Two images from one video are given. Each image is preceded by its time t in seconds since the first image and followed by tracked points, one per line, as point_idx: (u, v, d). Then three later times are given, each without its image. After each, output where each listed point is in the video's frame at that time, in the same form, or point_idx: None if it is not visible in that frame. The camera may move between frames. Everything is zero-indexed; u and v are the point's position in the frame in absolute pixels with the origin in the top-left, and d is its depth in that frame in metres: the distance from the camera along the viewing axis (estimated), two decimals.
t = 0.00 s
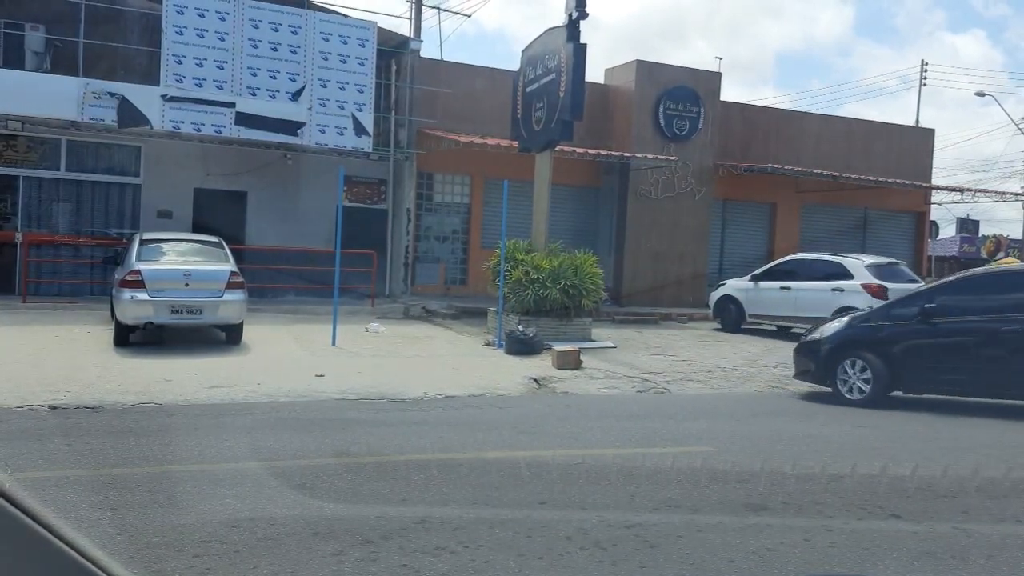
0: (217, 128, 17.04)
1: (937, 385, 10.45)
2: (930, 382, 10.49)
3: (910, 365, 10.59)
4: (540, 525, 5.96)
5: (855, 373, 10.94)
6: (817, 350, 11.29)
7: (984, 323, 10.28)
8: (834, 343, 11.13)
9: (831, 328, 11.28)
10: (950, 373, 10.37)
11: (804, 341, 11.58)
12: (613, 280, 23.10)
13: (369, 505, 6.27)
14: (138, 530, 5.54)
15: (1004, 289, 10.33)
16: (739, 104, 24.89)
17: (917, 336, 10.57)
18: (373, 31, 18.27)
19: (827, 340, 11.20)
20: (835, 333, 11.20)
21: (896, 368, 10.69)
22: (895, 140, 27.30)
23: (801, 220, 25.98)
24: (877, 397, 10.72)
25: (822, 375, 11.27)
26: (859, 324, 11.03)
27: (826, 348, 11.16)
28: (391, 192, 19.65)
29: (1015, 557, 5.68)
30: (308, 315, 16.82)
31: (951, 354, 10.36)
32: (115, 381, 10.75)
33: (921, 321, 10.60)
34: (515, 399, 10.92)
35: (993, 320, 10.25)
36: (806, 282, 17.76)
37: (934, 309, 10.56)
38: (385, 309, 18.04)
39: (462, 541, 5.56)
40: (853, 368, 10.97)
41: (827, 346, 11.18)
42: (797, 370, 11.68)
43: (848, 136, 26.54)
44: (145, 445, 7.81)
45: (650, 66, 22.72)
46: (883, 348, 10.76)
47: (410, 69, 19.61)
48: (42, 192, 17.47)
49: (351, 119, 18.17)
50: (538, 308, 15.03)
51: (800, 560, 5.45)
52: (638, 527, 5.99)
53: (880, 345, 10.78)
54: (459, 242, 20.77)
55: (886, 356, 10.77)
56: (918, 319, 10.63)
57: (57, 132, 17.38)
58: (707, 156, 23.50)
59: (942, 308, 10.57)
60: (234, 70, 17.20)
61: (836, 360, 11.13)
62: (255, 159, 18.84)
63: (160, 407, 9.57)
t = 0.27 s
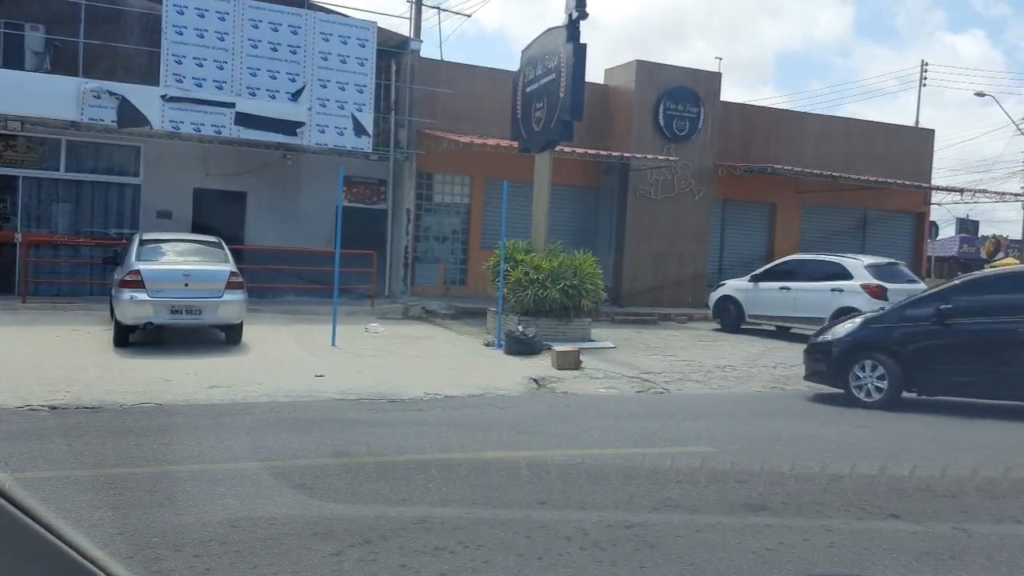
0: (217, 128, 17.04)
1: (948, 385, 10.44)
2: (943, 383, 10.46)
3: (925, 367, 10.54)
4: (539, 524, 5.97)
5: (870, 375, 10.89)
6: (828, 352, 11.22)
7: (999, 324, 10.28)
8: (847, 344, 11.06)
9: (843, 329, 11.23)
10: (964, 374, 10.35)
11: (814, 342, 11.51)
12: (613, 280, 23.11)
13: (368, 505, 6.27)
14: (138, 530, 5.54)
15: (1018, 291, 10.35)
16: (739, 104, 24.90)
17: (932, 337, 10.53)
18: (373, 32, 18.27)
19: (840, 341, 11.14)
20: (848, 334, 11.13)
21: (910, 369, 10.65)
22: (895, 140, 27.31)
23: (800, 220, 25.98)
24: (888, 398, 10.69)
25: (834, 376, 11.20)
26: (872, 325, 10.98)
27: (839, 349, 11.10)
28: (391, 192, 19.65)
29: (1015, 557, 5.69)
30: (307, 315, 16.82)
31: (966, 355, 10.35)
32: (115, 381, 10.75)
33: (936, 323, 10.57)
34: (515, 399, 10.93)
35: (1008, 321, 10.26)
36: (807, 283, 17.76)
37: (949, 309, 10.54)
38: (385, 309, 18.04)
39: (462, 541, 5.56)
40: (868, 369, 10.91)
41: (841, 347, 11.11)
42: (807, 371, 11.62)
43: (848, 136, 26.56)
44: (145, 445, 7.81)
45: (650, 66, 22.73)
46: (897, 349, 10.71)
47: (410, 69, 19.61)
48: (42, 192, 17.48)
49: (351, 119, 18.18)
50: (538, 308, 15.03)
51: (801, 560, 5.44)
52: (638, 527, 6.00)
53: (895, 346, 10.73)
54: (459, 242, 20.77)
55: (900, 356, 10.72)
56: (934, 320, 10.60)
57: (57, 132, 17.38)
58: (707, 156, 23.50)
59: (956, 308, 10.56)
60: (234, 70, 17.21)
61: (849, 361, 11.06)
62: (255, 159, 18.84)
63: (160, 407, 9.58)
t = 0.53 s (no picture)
0: (217, 128, 17.03)
1: (953, 386, 10.43)
2: (950, 383, 10.43)
3: (932, 367, 10.51)
4: (539, 525, 5.96)
5: (877, 375, 10.84)
6: (834, 352, 11.17)
7: (1006, 325, 10.28)
8: (854, 344, 11.01)
9: (848, 330, 11.19)
10: (970, 375, 10.33)
11: (819, 343, 11.47)
12: (613, 280, 23.10)
13: (369, 505, 6.26)
14: (136, 530, 5.54)
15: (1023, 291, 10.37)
16: (739, 104, 24.89)
17: (939, 337, 10.51)
18: (373, 31, 18.26)
19: (846, 342, 11.09)
20: (854, 333, 11.09)
21: (916, 369, 10.61)
22: (896, 140, 27.30)
23: (800, 220, 25.97)
24: (893, 398, 10.65)
25: (839, 376, 11.14)
26: (878, 326, 10.94)
27: (844, 349, 11.05)
28: (391, 192, 19.64)
29: (1015, 557, 5.68)
30: (307, 315, 16.82)
31: (973, 356, 10.33)
32: (115, 381, 10.75)
33: (943, 323, 10.55)
34: (515, 399, 10.92)
35: (1014, 322, 10.27)
36: (807, 283, 17.74)
37: (955, 310, 10.52)
38: (385, 309, 18.03)
39: (462, 542, 5.55)
40: (874, 369, 10.86)
41: (847, 348, 11.06)
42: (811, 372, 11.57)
43: (848, 136, 26.54)
44: (145, 445, 7.80)
45: (650, 66, 22.72)
46: (903, 350, 10.68)
47: (410, 69, 19.60)
48: (42, 192, 17.47)
49: (351, 119, 18.17)
50: (538, 308, 15.02)
51: (802, 561, 5.43)
52: (638, 527, 5.99)
53: (902, 347, 10.69)
54: (459, 242, 20.76)
55: (906, 356, 10.69)
56: (941, 321, 10.57)
57: (57, 132, 17.37)
58: (707, 156, 23.50)
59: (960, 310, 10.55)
60: (234, 70, 17.20)
61: (855, 362, 11.01)
62: (255, 159, 18.84)
63: (160, 407, 9.57)
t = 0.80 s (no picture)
0: (216, 128, 17.01)
1: (954, 386, 10.41)
2: (951, 383, 10.41)
3: (934, 367, 10.49)
4: (539, 526, 5.94)
5: (879, 375, 10.80)
6: (834, 352, 11.11)
7: (1007, 324, 10.28)
8: (855, 345, 10.95)
9: (848, 330, 11.13)
10: (972, 375, 10.31)
11: (818, 343, 11.39)
12: (613, 280, 23.08)
13: (368, 506, 6.24)
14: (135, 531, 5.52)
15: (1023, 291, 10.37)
16: (739, 104, 24.87)
17: (940, 337, 10.48)
18: (373, 31, 18.25)
19: (846, 342, 11.02)
20: (854, 333, 11.02)
21: (918, 369, 10.58)
22: (896, 140, 27.28)
23: (800, 220, 25.95)
24: (895, 399, 10.65)
25: (840, 377, 11.08)
26: (879, 326, 10.89)
27: (844, 349, 10.99)
28: (391, 192, 19.63)
29: (1017, 558, 5.66)
30: (307, 315, 16.80)
31: (974, 356, 10.32)
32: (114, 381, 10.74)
33: (944, 323, 10.52)
34: (515, 400, 10.90)
35: (1014, 322, 10.27)
36: (807, 283, 17.72)
37: (956, 311, 10.49)
38: (385, 309, 18.02)
39: (462, 543, 5.53)
40: (875, 370, 10.81)
41: (848, 348, 10.99)
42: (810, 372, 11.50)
43: (848, 137, 26.53)
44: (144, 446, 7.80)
45: (650, 66, 22.70)
46: (904, 350, 10.65)
47: (410, 69, 19.56)
48: (41, 192, 17.46)
49: (351, 119, 18.16)
50: (538, 308, 15.00)
51: (804, 563, 5.41)
52: (638, 529, 5.96)
53: (903, 347, 10.65)
54: (458, 242, 20.74)
55: (907, 356, 10.65)
56: (941, 321, 10.55)
57: (56, 132, 17.34)
58: (707, 156, 23.48)
59: (962, 310, 10.51)
60: (234, 70, 17.18)
61: (856, 362, 10.95)
62: (255, 159, 18.82)
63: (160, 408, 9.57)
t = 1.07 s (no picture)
0: (215, 129, 17.00)
1: (954, 386, 10.40)
2: (951, 383, 10.40)
3: (934, 368, 10.49)
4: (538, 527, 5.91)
5: (879, 376, 10.85)
6: (834, 352, 11.12)
7: (1006, 324, 10.25)
8: (855, 345, 10.94)
9: (848, 330, 11.11)
10: (971, 375, 10.29)
11: (818, 342, 11.40)
12: (613, 280, 23.06)
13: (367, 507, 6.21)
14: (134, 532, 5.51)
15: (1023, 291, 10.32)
16: (739, 104, 24.87)
17: (940, 337, 10.44)
18: (372, 31, 18.24)
19: (846, 342, 11.02)
20: (854, 334, 11.00)
21: (919, 369, 10.58)
22: (895, 139, 27.27)
23: (800, 220, 25.94)
24: (896, 399, 10.70)
25: (840, 377, 11.10)
26: (879, 326, 10.87)
27: (844, 350, 11.00)
28: (391, 192, 19.68)
29: (1019, 559, 5.64)
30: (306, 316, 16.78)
31: (974, 356, 10.29)
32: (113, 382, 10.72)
33: (944, 323, 10.48)
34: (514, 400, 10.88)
35: (1015, 321, 10.21)
36: (807, 283, 17.70)
37: (956, 311, 10.44)
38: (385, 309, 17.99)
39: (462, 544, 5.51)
40: (876, 370, 10.87)
41: (848, 349, 10.99)
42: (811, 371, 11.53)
43: (847, 137, 26.51)
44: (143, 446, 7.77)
45: (649, 66, 22.69)
46: (903, 350, 10.63)
47: (410, 69, 19.53)
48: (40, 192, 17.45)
49: (350, 119, 18.14)
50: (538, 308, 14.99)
51: (806, 563, 5.39)
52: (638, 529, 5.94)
53: (903, 347, 10.64)
54: (458, 242, 20.73)
55: (908, 357, 10.65)
56: (941, 321, 10.51)
57: (55, 132, 17.32)
58: (706, 156, 23.47)
59: (963, 310, 10.47)
60: (234, 70, 17.16)
61: (856, 363, 10.96)
62: (254, 159, 18.81)
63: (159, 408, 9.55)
